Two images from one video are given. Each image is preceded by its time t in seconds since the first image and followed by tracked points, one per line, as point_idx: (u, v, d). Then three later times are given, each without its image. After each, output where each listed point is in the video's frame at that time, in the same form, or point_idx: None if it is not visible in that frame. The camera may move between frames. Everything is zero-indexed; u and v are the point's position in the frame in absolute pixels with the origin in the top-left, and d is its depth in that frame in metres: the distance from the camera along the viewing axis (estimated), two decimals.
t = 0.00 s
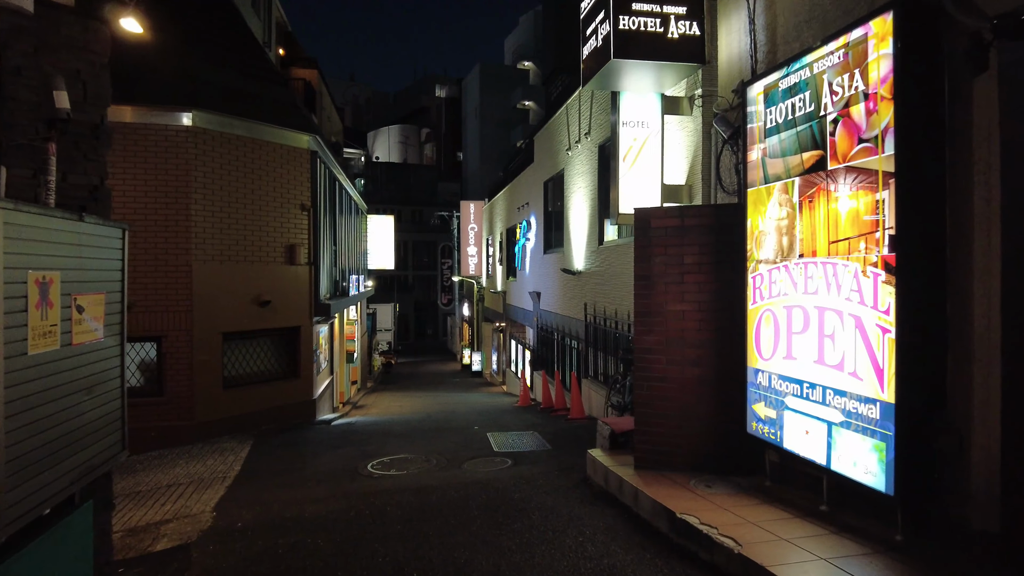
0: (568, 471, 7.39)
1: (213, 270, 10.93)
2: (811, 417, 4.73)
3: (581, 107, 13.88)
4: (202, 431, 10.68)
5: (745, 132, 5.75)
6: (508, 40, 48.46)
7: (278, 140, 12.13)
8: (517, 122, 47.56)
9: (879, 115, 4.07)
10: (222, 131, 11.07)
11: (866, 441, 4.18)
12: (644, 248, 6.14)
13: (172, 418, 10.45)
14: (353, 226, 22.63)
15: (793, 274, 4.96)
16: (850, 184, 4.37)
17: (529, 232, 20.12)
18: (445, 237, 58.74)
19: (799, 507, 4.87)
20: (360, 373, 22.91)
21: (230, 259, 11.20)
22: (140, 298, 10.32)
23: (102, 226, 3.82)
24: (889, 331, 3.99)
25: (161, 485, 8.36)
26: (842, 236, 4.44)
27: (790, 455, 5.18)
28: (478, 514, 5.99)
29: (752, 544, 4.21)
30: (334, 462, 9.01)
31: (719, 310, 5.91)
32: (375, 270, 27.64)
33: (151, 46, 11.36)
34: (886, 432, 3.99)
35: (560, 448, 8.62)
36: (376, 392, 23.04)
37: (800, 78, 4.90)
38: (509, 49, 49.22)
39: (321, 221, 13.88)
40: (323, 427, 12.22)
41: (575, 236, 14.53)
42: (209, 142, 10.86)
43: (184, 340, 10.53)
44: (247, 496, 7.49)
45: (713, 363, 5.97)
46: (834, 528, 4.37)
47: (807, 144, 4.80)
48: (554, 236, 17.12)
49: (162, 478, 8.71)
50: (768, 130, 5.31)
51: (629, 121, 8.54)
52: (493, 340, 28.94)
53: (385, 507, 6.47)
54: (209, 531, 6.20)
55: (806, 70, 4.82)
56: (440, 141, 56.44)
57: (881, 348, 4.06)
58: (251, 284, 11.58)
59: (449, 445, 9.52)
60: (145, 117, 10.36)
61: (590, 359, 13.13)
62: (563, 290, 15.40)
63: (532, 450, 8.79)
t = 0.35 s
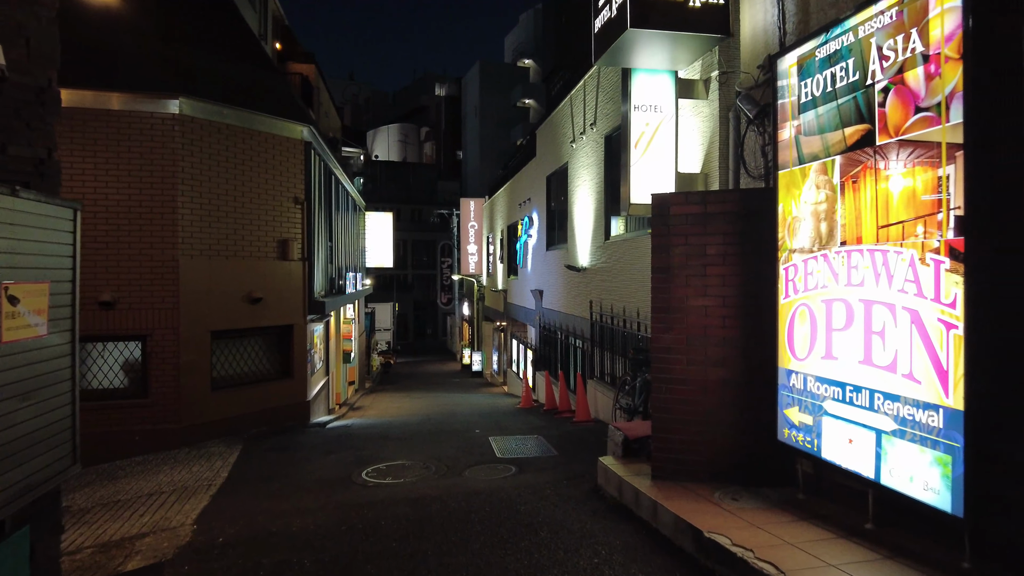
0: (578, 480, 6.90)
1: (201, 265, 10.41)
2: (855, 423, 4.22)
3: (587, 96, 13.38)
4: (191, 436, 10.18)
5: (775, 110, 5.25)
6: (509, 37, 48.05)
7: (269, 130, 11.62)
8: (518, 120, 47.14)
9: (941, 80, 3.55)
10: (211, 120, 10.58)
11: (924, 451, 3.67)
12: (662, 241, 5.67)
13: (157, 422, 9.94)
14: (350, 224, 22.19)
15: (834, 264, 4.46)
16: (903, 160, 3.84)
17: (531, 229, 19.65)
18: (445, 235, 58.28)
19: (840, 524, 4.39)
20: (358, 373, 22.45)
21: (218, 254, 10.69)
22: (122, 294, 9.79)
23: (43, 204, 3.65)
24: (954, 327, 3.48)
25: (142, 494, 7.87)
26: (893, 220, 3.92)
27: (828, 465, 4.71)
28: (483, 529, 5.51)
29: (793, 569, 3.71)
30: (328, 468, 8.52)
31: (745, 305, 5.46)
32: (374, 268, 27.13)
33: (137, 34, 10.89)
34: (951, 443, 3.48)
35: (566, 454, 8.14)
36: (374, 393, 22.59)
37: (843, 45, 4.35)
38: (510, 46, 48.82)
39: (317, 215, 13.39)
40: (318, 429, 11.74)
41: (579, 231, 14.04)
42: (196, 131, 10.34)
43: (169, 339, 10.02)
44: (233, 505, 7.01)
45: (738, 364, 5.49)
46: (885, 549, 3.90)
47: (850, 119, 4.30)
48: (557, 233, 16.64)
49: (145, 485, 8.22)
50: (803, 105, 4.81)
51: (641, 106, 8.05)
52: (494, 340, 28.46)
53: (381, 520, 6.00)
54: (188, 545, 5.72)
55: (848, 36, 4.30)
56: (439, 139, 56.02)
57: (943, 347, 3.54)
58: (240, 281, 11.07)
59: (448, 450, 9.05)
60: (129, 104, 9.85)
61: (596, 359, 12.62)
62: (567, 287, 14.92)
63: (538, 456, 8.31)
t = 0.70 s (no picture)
0: (594, 494, 6.44)
1: (192, 264, 9.94)
2: (916, 440, 3.75)
3: (595, 88, 12.94)
4: (183, 443, 9.71)
5: (816, 90, 4.75)
6: (511, 36, 47.69)
7: (264, 123, 11.14)
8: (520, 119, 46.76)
9: None
10: (204, 111, 10.11)
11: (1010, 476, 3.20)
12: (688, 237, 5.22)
13: (147, 428, 9.46)
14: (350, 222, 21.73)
15: (887, 261, 3.99)
16: (980, 141, 3.38)
17: (534, 228, 19.21)
18: (447, 235, 57.87)
19: (899, 553, 3.92)
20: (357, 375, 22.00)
21: (210, 252, 10.22)
22: (110, 295, 9.32)
23: None
24: None
25: (128, 507, 7.40)
26: (965, 210, 3.43)
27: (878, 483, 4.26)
28: (493, 553, 5.05)
29: None
30: (325, 479, 8.06)
31: (781, 306, 5.02)
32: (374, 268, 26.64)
33: (127, 22, 10.41)
34: None
35: (578, 464, 7.69)
36: (374, 395, 22.13)
37: (901, 13, 3.85)
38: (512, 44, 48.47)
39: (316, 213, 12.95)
40: (316, 435, 11.30)
41: (587, 228, 13.58)
42: (187, 124, 9.88)
43: (160, 341, 9.54)
44: (223, 521, 6.55)
45: (773, 371, 5.04)
46: None
47: (910, 96, 3.79)
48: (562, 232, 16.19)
49: (131, 498, 7.74)
50: (851, 84, 4.31)
51: (660, 93, 7.60)
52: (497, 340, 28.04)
53: (382, 540, 5.53)
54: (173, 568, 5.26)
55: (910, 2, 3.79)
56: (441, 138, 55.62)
57: None
58: (234, 281, 10.59)
59: (452, 459, 8.60)
60: (116, 94, 9.36)
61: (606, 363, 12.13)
62: (573, 287, 14.47)
63: (549, 467, 7.84)
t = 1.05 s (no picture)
0: (617, 510, 5.96)
1: (186, 261, 9.44)
2: (1006, 460, 3.25)
3: (608, 80, 12.48)
4: (177, 449, 9.23)
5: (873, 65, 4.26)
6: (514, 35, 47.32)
7: (262, 114, 10.64)
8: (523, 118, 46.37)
9: None
10: (199, 101, 9.62)
11: None
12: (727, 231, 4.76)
13: (138, 434, 8.98)
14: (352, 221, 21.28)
15: (966, 253, 3.48)
16: None
17: (540, 226, 18.74)
18: (449, 235, 57.42)
19: None
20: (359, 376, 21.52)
21: (205, 249, 9.73)
22: (99, 294, 8.83)
23: None
24: None
25: (112, 521, 6.89)
26: None
27: (951, 506, 3.77)
28: None
29: None
30: (326, 490, 7.58)
31: (831, 305, 4.54)
32: (376, 268, 26.14)
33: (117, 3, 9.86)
34: None
35: (595, 475, 7.21)
36: (376, 397, 21.67)
37: None
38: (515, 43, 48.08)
39: (316, 209, 12.47)
40: (316, 440, 10.82)
41: (598, 225, 13.09)
42: (181, 114, 9.38)
43: (152, 342, 9.05)
44: (215, 538, 6.07)
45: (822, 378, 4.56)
46: None
47: (1001, 63, 3.31)
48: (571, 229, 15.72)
49: (117, 510, 7.24)
50: (920, 54, 3.82)
51: (683, 77, 7.16)
52: (501, 341, 27.60)
53: (387, 562, 5.04)
54: None
55: None
56: (443, 137, 55.22)
57: None
58: (230, 279, 10.10)
59: (461, 468, 8.14)
60: (105, 82, 8.87)
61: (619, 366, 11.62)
62: (583, 286, 13.98)
63: (565, 478, 7.35)
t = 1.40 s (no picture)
0: (635, 524, 5.43)
1: (171, 254, 8.91)
2: None
3: (615, 66, 11.98)
4: (160, 454, 8.70)
5: (935, 22, 3.77)
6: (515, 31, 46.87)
7: (253, 100, 10.11)
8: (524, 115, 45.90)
9: None
10: (185, 85, 9.09)
11: None
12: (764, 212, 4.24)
13: (119, 438, 8.44)
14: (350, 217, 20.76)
15: None
16: None
17: (543, 221, 18.24)
18: (449, 233, 56.91)
19: None
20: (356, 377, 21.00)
21: (191, 242, 9.20)
22: (77, 288, 8.30)
23: None
24: None
25: (83, 533, 6.35)
26: None
27: None
28: None
29: None
30: (317, 499, 7.05)
31: (882, 295, 4.02)
32: (375, 265, 25.61)
33: None
34: None
35: (607, 483, 6.69)
36: (374, 397, 21.14)
37: None
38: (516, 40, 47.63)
39: (311, 201, 11.95)
40: (310, 443, 10.30)
41: (604, 218, 12.58)
42: (167, 98, 8.85)
43: (134, 340, 8.52)
44: (193, 553, 5.54)
45: (871, 377, 4.03)
46: None
47: None
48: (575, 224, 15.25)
49: (91, 520, 6.70)
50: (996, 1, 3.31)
51: (703, 52, 6.66)
52: (502, 341, 27.10)
53: None
54: None
55: None
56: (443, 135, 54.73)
57: None
58: (217, 274, 9.57)
59: (462, 474, 7.62)
60: (84, 62, 8.33)
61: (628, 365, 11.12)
62: (588, 282, 13.48)
63: (575, 486, 6.82)
